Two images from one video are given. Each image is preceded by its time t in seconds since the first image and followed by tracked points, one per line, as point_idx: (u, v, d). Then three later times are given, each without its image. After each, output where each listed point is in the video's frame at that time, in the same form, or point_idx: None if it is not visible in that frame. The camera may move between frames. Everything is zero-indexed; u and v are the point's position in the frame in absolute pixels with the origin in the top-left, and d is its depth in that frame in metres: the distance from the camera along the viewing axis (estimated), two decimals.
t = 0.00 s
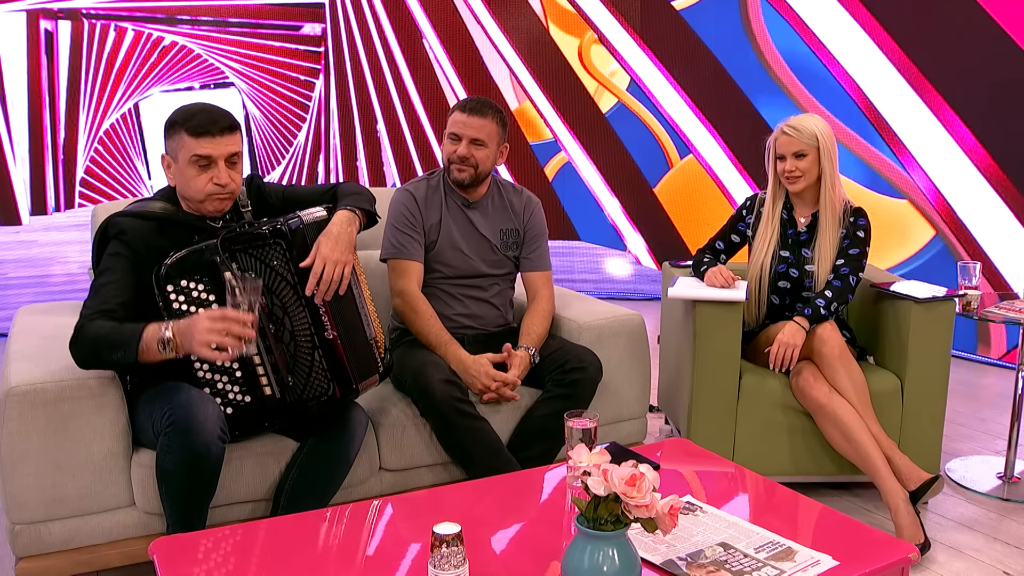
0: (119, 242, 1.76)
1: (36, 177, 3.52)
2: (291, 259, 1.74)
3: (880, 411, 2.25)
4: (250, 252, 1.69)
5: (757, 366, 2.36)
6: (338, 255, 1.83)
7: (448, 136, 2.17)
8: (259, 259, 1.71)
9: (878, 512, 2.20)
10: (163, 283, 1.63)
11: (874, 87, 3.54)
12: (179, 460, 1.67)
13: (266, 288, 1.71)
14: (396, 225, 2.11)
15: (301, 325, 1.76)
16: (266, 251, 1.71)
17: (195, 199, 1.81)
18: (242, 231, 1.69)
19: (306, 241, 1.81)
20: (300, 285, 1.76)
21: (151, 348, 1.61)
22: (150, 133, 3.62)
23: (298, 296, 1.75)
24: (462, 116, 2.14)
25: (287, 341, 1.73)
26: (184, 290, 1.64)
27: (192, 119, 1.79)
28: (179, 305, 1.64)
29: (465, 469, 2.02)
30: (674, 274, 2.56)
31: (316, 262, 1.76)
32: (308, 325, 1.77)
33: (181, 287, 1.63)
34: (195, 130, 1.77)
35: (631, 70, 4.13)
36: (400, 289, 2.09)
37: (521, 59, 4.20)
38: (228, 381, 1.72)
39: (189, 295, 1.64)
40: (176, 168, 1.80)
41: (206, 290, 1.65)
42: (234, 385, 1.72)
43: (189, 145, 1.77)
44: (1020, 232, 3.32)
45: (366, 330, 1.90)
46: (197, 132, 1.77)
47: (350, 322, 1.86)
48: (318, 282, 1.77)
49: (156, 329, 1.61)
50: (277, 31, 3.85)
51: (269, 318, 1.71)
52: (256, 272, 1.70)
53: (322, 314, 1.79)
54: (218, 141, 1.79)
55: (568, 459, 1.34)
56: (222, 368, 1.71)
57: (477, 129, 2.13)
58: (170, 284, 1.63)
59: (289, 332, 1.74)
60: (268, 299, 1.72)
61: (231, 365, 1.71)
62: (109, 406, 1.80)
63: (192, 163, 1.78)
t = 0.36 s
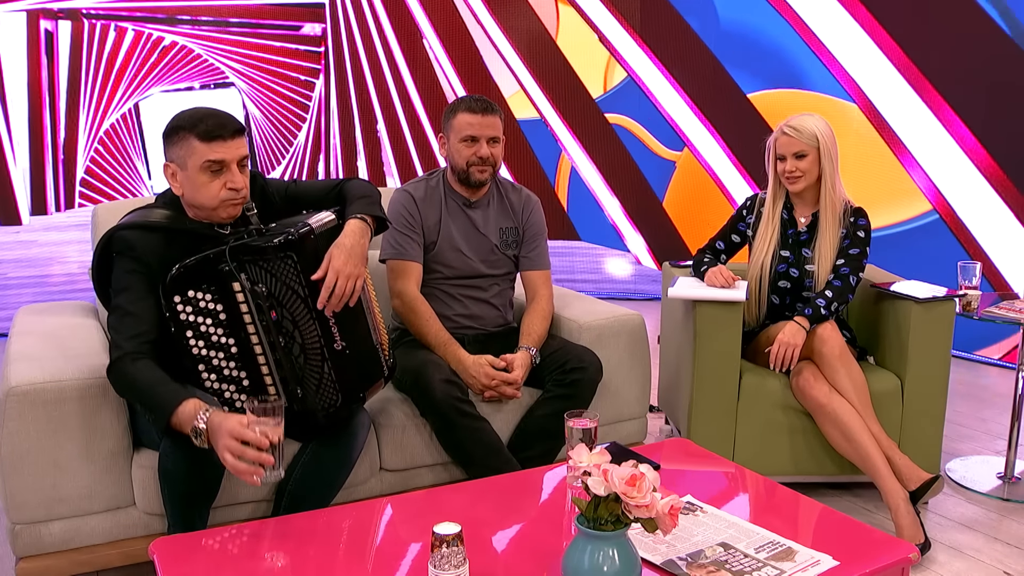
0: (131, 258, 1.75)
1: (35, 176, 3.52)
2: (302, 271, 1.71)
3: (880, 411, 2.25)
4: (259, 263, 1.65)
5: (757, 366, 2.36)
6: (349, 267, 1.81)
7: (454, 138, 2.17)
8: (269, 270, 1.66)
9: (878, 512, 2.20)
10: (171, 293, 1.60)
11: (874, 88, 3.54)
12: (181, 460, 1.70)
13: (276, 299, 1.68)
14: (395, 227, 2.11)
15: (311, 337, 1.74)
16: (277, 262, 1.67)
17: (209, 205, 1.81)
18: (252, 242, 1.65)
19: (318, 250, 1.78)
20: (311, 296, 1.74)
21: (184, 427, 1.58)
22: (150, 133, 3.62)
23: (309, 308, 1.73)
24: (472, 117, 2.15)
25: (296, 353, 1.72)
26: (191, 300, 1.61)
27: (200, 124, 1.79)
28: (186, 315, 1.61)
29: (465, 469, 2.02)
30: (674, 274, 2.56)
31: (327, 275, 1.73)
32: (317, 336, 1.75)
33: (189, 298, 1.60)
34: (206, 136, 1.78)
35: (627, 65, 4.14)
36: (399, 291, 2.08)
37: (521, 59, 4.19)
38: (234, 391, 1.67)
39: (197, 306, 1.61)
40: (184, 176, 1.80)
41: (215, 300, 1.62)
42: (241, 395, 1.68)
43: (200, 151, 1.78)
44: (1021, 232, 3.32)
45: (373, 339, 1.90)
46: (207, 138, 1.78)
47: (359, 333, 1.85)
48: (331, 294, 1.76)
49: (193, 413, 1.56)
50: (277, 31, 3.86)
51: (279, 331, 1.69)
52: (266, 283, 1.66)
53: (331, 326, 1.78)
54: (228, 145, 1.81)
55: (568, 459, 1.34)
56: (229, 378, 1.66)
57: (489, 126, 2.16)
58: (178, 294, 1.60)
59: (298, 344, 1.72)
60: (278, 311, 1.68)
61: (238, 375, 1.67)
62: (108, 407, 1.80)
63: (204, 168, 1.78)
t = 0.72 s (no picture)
0: (158, 268, 1.78)
1: (58, 177, 3.56)
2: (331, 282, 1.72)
3: (904, 412, 2.24)
4: (288, 279, 1.65)
5: (780, 367, 2.35)
6: (380, 277, 1.82)
7: (474, 137, 2.17)
8: (297, 283, 1.66)
9: (902, 514, 2.20)
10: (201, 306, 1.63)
11: (895, 89, 3.52)
12: (208, 464, 1.70)
13: (307, 312, 1.68)
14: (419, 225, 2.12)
15: (341, 347, 1.76)
16: (306, 276, 1.68)
17: (235, 214, 1.82)
18: (280, 255, 1.67)
19: (347, 261, 1.80)
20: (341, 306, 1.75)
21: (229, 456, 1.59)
22: (168, 132, 3.65)
23: (339, 319, 1.75)
24: (489, 116, 2.16)
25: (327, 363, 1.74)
26: (221, 312, 1.64)
27: (219, 134, 1.79)
28: (216, 326, 1.65)
29: (488, 469, 2.03)
30: (695, 274, 2.55)
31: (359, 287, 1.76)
32: (347, 345, 1.77)
33: (218, 310, 1.63)
34: (227, 145, 1.78)
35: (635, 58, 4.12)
36: (422, 290, 2.09)
37: (541, 61, 4.17)
38: (265, 398, 1.73)
39: (226, 317, 1.65)
40: (208, 187, 1.79)
41: (243, 311, 1.65)
42: (271, 401, 1.73)
43: (222, 160, 1.78)
44: None
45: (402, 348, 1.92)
46: (229, 147, 1.78)
47: (388, 341, 1.87)
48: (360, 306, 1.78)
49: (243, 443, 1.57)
50: (296, 31, 3.84)
51: (311, 342, 1.69)
52: (296, 296, 1.67)
53: (362, 335, 1.81)
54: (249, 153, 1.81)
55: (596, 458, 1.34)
56: (259, 386, 1.71)
57: (508, 125, 2.17)
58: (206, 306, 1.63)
59: (329, 354, 1.74)
60: (309, 323, 1.69)
61: (268, 382, 1.72)
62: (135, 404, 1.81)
63: (228, 178, 1.78)
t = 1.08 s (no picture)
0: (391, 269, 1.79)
1: (260, 176, 3.82)
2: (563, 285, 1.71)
3: None
4: (527, 281, 1.68)
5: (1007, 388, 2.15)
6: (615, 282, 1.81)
7: (694, 142, 2.16)
8: (535, 286, 1.69)
9: None
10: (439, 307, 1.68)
11: None
12: (446, 460, 1.70)
13: (539, 313, 1.69)
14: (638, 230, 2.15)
15: (573, 350, 1.72)
16: (540, 278, 1.69)
17: (468, 220, 1.80)
18: (514, 257, 1.69)
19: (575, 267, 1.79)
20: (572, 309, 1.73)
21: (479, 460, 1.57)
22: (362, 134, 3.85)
23: (571, 322, 1.73)
24: (712, 122, 2.14)
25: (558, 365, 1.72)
26: (456, 312, 1.68)
27: (452, 139, 1.76)
28: (452, 327, 1.69)
29: (705, 477, 2.04)
30: (910, 287, 2.46)
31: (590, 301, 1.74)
32: (578, 349, 1.73)
33: (454, 310, 1.67)
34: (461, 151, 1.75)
35: (811, 39, 3.79)
36: (639, 294, 2.12)
37: (727, 58, 3.88)
38: (495, 399, 1.74)
39: (461, 317, 1.68)
40: (441, 192, 1.79)
41: (478, 312, 1.67)
42: (500, 402, 1.73)
43: (455, 166, 1.76)
44: None
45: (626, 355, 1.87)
46: (462, 153, 1.75)
47: (615, 346, 1.82)
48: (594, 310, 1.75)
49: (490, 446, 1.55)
50: (485, 34, 3.94)
51: (541, 343, 1.69)
52: (529, 297, 1.68)
53: (592, 338, 1.76)
54: (479, 157, 1.77)
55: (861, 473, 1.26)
56: (489, 386, 1.73)
57: (729, 131, 2.14)
58: (443, 307, 1.68)
59: (559, 356, 1.71)
60: (542, 325, 1.69)
61: (498, 383, 1.72)
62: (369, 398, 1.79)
63: (461, 184, 1.76)
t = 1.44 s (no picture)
0: (609, 263, 1.82)
1: (431, 174, 4.36)
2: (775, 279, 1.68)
3: None
4: (733, 273, 1.64)
5: None
6: (830, 275, 1.81)
7: (901, 147, 2.21)
8: (743, 278, 1.64)
9: None
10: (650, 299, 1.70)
11: None
12: (653, 456, 1.72)
13: (751, 309, 1.66)
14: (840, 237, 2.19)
15: (781, 345, 1.71)
16: (749, 272, 1.65)
17: (688, 211, 1.83)
18: (728, 252, 1.65)
19: (788, 264, 1.74)
20: (782, 305, 1.70)
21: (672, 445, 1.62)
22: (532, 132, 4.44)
23: (781, 317, 1.70)
24: (926, 134, 2.16)
25: (766, 361, 1.70)
26: (667, 307, 1.68)
27: (678, 131, 1.82)
28: (662, 321, 1.70)
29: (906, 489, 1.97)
30: None
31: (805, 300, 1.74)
32: (786, 343, 1.71)
33: (665, 305, 1.68)
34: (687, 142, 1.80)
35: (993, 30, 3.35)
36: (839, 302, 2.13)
37: (899, 56, 3.69)
38: (701, 395, 1.74)
39: (672, 312, 1.68)
40: (662, 181, 1.82)
41: (689, 307, 1.68)
42: (707, 398, 1.73)
43: (680, 155, 1.80)
44: None
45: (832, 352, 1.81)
46: (688, 143, 1.81)
47: (823, 342, 1.78)
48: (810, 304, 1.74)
49: (684, 427, 1.59)
50: (657, 37, 4.50)
51: (751, 338, 1.67)
52: (741, 293, 1.65)
53: (801, 334, 1.73)
54: (703, 149, 1.82)
55: None
56: (697, 382, 1.73)
57: (937, 145, 2.14)
58: (655, 300, 1.69)
59: (767, 352, 1.69)
60: (752, 319, 1.66)
61: (706, 379, 1.72)
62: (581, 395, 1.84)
63: (684, 173, 1.80)
